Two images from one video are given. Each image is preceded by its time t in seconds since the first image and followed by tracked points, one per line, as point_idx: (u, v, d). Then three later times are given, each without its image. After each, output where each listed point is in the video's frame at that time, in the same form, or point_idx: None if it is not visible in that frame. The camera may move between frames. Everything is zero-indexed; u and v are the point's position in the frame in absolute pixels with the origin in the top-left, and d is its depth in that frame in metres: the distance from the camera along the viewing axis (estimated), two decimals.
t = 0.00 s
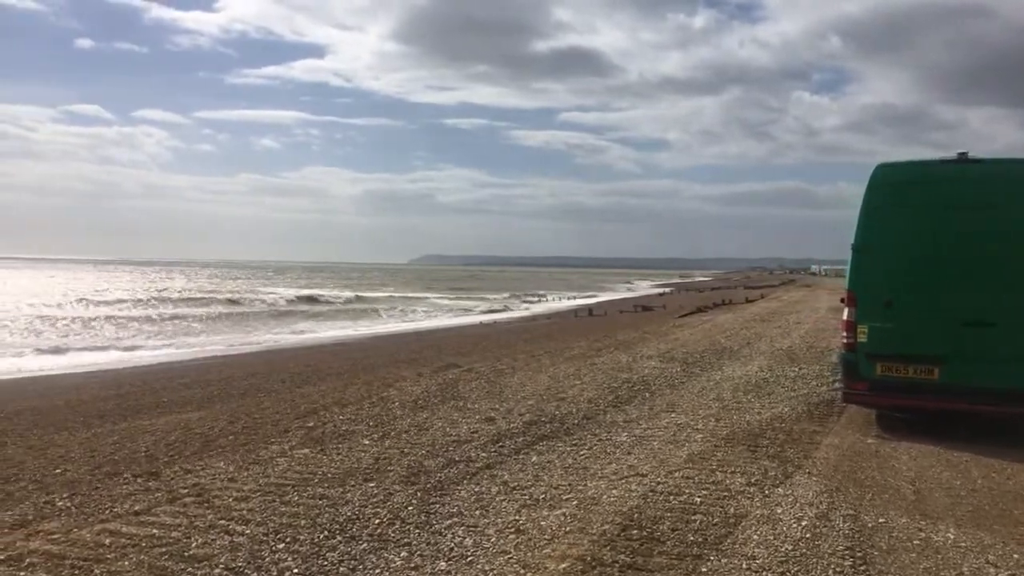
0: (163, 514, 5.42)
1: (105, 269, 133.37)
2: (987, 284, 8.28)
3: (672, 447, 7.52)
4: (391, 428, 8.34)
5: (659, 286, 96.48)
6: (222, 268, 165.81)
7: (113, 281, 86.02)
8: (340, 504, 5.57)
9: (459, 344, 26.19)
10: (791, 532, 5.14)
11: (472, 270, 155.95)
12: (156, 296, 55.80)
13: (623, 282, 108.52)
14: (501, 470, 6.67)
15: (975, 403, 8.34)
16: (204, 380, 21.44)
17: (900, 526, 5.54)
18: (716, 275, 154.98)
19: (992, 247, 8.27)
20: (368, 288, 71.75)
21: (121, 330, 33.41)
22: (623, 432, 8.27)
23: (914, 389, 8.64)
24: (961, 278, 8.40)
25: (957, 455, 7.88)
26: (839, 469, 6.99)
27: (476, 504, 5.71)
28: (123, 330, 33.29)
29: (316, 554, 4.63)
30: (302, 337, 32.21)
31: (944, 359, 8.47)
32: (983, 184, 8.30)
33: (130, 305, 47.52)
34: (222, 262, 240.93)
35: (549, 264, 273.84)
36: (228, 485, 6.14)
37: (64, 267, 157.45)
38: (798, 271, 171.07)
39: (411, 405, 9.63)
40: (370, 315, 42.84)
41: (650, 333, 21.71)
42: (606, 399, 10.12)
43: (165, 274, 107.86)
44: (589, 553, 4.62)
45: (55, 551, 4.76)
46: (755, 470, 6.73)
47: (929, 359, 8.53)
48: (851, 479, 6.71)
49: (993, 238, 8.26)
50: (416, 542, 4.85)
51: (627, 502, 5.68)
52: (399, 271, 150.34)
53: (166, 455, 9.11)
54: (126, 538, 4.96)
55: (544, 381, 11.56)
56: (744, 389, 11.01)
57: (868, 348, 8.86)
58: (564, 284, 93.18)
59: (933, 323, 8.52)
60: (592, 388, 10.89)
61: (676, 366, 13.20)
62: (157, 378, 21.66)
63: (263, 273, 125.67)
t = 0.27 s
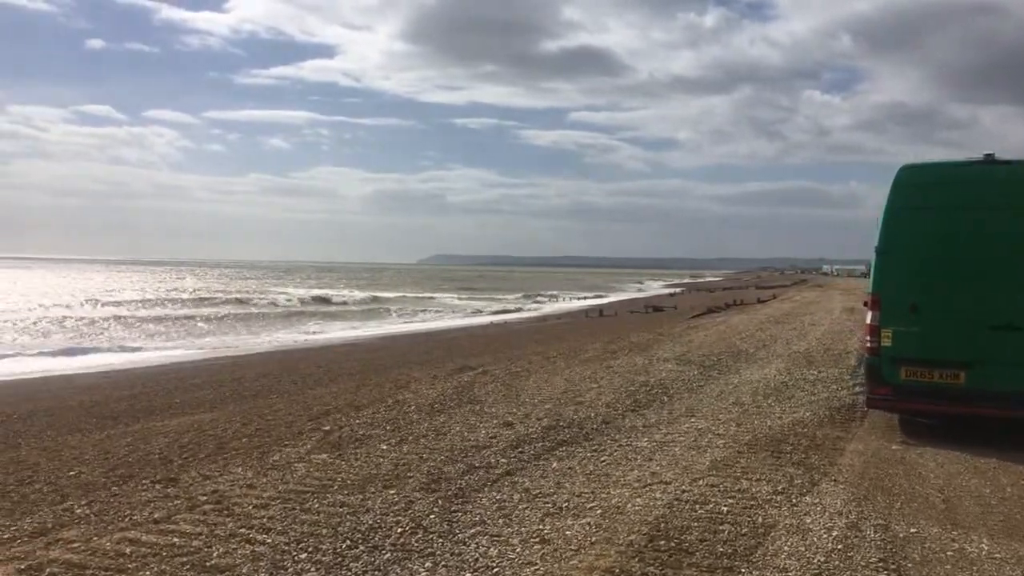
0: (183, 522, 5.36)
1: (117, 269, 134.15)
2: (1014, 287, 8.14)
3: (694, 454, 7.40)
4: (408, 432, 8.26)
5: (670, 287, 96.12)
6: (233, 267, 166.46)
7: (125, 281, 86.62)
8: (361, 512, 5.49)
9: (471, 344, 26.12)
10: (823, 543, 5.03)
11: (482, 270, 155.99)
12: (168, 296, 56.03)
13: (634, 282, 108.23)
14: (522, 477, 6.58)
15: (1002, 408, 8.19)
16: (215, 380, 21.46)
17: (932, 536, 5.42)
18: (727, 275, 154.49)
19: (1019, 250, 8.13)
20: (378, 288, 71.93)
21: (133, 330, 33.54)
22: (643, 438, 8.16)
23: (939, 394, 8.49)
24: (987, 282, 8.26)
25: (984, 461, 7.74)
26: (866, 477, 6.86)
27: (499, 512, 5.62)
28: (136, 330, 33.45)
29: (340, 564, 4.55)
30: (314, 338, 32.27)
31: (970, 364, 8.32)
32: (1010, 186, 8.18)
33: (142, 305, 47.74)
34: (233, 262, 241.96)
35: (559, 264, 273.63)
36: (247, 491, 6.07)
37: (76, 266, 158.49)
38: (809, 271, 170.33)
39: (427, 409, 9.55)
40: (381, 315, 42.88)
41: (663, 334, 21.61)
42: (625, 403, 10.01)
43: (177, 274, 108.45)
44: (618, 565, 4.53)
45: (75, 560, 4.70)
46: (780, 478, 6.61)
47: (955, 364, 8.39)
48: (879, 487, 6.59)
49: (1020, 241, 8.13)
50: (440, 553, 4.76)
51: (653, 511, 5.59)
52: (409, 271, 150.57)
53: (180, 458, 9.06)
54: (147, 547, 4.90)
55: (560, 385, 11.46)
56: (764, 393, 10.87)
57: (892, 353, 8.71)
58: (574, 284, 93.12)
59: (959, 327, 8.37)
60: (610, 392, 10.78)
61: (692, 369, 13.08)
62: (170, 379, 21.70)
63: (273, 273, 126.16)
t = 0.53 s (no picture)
0: (205, 528, 5.35)
1: (127, 270, 134.79)
2: None
3: (717, 458, 7.31)
4: (426, 435, 8.20)
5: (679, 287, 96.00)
6: (242, 268, 167.05)
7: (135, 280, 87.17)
8: (384, 518, 5.43)
9: (483, 345, 26.06)
10: (856, 552, 4.93)
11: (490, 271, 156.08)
12: (179, 296, 56.26)
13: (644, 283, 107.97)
14: (544, 482, 6.51)
15: None
16: (228, 380, 21.49)
17: (966, 544, 5.32)
18: (735, 275, 154.07)
19: None
20: (387, 288, 72.12)
21: (145, 330, 33.69)
22: (665, 441, 8.06)
23: (964, 397, 8.36)
24: (1014, 284, 8.13)
25: (1012, 466, 7.60)
26: (893, 482, 6.74)
27: (523, 518, 5.54)
28: (149, 331, 33.67)
29: (366, 572, 4.50)
30: (325, 338, 32.32)
31: (998, 367, 8.19)
32: None
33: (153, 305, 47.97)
34: (242, 262, 242.94)
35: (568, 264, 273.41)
36: (268, 496, 6.04)
37: (88, 267, 159.68)
38: (818, 271, 169.69)
39: (444, 412, 9.48)
40: (391, 315, 42.92)
41: (676, 335, 21.49)
42: (643, 406, 9.91)
43: (186, 275, 108.99)
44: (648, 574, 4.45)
45: (99, 567, 4.70)
46: (807, 484, 6.50)
47: (982, 367, 8.25)
48: (907, 492, 6.47)
49: None
50: (467, 560, 4.69)
51: (680, 518, 5.50)
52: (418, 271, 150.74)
53: (197, 459, 9.04)
54: (170, 554, 4.89)
55: (576, 386, 11.37)
56: (782, 396, 10.75)
57: (916, 356, 8.58)
58: (583, 284, 93.07)
59: (985, 330, 8.24)
60: (627, 394, 10.69)
61: (709, 371, 12.97)
62: (182, 379, 21.76)
63: (282, 273, 126.58)
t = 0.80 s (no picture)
0: (229, 529, 5.31)
1: (144, 270, 135.86)
2: None
3: (743, 460, 7.19)
4: (448, 436, 8.13)
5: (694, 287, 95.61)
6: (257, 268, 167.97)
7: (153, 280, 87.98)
8: (408, 519, 5.36)
9: (499, 345, 25.96)
10: (891, 557, 4.81)
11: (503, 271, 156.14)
12: (196, 296, 56.51)
13: (658, 283, 107.64)
14: (569, 484, 6.43)
15: None
16: (245, 380, 21.50)
17: (1004, 549, 5.18)
18: (750, 275, 153.27)
19: None
20: (401, 288, 72.31)
21: (163, 330, 33.91)
22: (689, 443, 7.96)
23: (994, 400, 8.19)
24: None
25: None
26: (925, 486, 6.60)
27: (550, 521, 5.46)
28: (167, 331, 33.88)
29: None
30: (340, 338, 32.40)
31: None
32: None
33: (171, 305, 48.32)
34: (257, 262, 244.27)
35: (581, 264, 273.40)
36: (291, 497, 5.99)
37: (105, 267, 161.09)
38: (834, 271, 168.51)
39: (464, 412, 9.40)
40: (406, 315, 42.98)
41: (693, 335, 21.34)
42: (664, 407, 9.80)
43: (202, 275, 109.79)
44: None
45: (124, 569, 4.67)
46: (837, 487, 6.38)
47: (1013, 370, 8.09)
48: (940, 496, 6.33)
49: None
50: (494, 564, 4.62)
51: (709, 521, 5.40)
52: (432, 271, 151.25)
53: (216, 459, 9.01)
54: (195, 555, 4.85)
55: (596, 387, 11.28)
56: (806, 397, 10.60)
57: (944, 357, 8.42)
58: (597, 284, 92.92)
59: (1016, 332, 8.07)
60: (648, 395, 10.58)
61: (730, 371, 12.83)
62: (200, 378, 21.85)
63: (297, 273, 127.22)
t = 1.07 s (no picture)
0: (254, 531, 5.31)
1: (175, 271, 137.91)
2: None
3: (774, 465, 7.04)
4: (473, 438, 8.08)
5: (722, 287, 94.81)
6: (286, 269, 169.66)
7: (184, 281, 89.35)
8: (433, 523, 5.31)
9: (525, 346, 25.90)
10: (928, 566, 4.66)
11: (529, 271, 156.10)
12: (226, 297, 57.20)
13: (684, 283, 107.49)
14: (595, 488, 6.33)
15: None
16: (273, 380, 21.64)
17: None
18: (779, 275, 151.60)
19: None
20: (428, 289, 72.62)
21: (193, 331, 34.33)
22: (718, 447, 7.81)
23: None
24: None
25: None
26: (963, 492, 6.40)
27: (576, 526, 5.38)
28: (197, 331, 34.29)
29: None
30: (367, 338, 32.58)
31: None
32: None
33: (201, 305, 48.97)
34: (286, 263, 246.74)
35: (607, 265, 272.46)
36: (316, 499, 5.97)
37: (138, 268, 163.78)
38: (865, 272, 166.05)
39: (490, 414, 9.34)
40: (432, 316, 43.10)
41: (721, 336, 21.11)
42: (693, 410, 9.65)
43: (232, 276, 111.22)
44: None
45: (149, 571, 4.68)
46: (871, 493, 6.20)
47: None
48: (979, 503, 6.14)
49: None
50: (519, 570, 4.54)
51: (738, 528, 5.28)
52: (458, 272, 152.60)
53: (242, 459, 9.03)
54: (219, 558, 4.85)
55: (623, 389, 11.15)
56: (838, 400, 10.38)
57: (980, 360, 8.20)
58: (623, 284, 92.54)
59: None
60: (676, 397, 10.44)
61: (759, 373, 12.62)
62: (228, 378, 22.06)
63: (325, 273, 128.34)
